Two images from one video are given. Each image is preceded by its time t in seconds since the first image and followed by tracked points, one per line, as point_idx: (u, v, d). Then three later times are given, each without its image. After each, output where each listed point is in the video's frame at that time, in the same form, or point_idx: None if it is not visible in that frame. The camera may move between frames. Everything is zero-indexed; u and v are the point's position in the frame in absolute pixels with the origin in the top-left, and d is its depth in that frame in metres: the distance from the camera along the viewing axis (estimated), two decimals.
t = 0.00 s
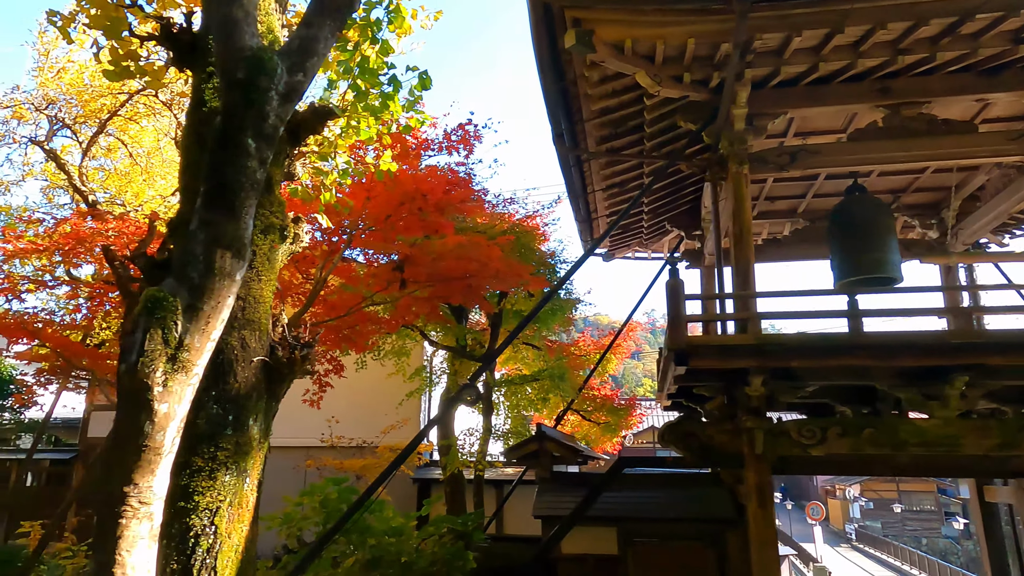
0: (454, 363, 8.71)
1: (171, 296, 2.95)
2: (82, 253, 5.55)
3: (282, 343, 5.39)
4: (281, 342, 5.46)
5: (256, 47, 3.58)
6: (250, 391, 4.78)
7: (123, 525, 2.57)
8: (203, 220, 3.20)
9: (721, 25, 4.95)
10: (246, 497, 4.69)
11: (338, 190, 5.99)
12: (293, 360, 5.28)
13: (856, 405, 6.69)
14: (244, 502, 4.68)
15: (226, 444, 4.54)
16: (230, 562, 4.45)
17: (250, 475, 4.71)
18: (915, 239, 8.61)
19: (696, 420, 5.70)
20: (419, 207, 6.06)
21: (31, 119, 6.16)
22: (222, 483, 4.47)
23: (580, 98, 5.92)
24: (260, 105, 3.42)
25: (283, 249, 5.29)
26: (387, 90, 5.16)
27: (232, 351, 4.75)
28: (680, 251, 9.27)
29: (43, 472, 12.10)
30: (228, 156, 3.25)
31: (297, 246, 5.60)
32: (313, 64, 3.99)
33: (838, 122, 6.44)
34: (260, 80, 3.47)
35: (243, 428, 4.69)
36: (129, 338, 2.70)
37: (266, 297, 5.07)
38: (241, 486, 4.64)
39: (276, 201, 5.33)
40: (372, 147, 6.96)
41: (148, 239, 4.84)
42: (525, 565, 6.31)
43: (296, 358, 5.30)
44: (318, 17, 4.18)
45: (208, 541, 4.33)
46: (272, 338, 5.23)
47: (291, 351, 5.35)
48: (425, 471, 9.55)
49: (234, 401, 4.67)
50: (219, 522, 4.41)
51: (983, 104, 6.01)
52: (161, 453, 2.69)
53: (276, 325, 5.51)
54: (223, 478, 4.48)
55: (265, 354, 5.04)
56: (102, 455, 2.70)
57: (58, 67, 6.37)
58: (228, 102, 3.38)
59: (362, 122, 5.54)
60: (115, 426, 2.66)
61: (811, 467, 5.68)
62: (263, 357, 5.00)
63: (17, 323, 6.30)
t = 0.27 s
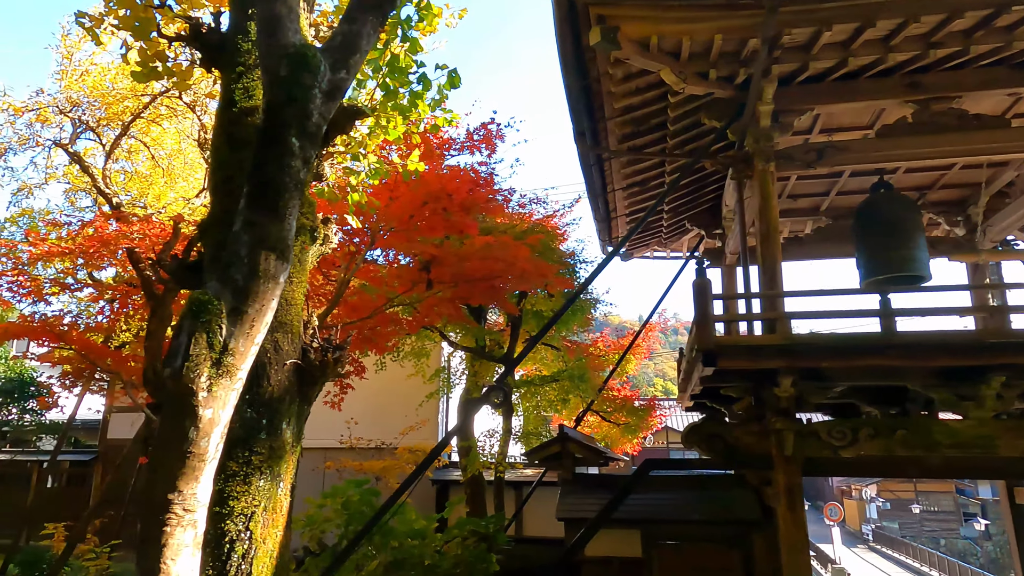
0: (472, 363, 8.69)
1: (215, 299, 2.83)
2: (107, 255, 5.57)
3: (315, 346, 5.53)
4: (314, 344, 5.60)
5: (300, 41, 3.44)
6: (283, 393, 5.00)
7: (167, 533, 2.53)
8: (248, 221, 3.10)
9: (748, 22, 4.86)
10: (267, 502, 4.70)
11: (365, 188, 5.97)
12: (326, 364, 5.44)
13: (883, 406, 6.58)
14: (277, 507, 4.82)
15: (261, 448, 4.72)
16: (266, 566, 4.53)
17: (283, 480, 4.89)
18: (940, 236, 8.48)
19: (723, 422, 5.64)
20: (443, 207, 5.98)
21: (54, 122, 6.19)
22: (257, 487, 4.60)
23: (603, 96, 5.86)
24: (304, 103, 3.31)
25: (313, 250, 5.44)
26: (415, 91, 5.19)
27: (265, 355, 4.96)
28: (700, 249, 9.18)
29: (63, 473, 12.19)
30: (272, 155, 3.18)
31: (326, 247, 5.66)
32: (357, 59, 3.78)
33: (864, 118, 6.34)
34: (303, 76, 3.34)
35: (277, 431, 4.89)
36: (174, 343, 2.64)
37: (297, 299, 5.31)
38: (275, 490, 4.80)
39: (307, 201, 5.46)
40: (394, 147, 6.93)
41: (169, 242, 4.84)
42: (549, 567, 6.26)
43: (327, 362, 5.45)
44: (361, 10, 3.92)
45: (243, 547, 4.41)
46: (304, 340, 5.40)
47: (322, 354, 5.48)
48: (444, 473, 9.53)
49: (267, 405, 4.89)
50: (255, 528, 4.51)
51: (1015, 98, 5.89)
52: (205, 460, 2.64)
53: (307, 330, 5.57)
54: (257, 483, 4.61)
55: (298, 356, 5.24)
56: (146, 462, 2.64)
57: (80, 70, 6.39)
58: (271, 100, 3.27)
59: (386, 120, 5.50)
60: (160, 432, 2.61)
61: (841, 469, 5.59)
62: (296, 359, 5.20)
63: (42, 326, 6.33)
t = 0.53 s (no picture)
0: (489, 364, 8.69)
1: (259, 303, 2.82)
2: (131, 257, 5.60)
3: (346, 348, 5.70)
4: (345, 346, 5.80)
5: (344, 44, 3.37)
6: (314, 396, 5.17)
7: (211, 539, 2.58)
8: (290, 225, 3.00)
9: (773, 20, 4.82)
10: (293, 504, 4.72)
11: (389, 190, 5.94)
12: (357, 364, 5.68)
13: (907, 407, 6.50)
14: (309, 511, 4.95)
15: (293, 451, 4.88)
16: (299, 570, 4.62)
17: (315, 484, 5.04)
18: (962, 235, 8.38)
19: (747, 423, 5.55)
20: (465, 207, 6.19)
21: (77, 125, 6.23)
22: (290, 490, 4.75)
23: (624, 96, 5.83)
24: (348, 105, 3.23)
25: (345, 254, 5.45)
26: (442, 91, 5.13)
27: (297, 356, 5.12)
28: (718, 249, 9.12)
29: (81, 473, 12.27)
30: (315, 159, 3.09)
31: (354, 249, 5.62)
32: (399, 62, 3.70)
33: (887, 115, 6.27)
34: (348, 79, 3.27)
35: (309, 434, 5.08)
36: (220, 347, 2.67)
37: (328, 302, 5.48)
38: (307, 494, 4.93)
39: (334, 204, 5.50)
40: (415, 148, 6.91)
41: (194, 244, 4.85)
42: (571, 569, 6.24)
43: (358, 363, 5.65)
44: (403, 11, 3.84)
45: (277, 550, 4.51)
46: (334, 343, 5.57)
47: (352, 356, 5.68)
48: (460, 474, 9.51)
49: (300, 408, 5.06)
50: (288, 532, 4.62)
51: None
52: (250, 464, 2.68)
53: (337, 332, 5.75)
54: (291, 486, 4.76)
55: (328, 358, 5.40)
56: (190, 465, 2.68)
57: (101, 74, 6.42)
58: (314, 102, 3.19)
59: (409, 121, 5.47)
60: (203, 436, 2.63)
61: (866, 471, 5.53)
62: (326, 362, 5.35)
63: (66, 329, 6.37)
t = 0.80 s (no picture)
0: (506, 364, 8.71)
1: (312, 305, 2.77)
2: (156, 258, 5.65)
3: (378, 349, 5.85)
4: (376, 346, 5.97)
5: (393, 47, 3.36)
6: (348, 397, 5.27)
7: (266, 539, 2.58)
8: (341, 225, 2.96)
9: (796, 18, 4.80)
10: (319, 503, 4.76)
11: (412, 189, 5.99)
12: (383, 367, 5.77)
13: (928, 406, 6.47)
14: (347, 510, 5.03)
15: (330, 451, 5.00)
16: (337, 570, 4.74)
17: (350, 484, 5.11)
18: (981, 233, 8.32)
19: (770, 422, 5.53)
20: (487, 209, 6.39)
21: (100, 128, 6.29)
22: (327, 490, 4.85)
23: (644, 95, 5.84)
24: (397, 107, 3.21)
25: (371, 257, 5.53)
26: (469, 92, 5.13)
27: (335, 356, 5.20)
28: (734, 248, 9.10)
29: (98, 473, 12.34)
30: (366, 160, 3.08)
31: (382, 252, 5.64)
32: (445, 65, 3.66)
33: (908, 113, 6.24)
34: (397, 82, 3.27)
35: (345, 435, 5.17)
36: (274, 349, 2.64)
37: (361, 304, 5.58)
38: (344, 494, 5.01)
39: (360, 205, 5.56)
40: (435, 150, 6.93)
41: (219, 246, 4.88)
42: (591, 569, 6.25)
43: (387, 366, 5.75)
44: (450, 13, 3.77)
45: (315, 550, 4.64)
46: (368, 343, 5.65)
47: (385, 356, 5.80)
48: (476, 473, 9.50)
49: (336, 408, 5.16)
50: (326, 531, 4.72)
51: None
52: (302, 465, 2.66)
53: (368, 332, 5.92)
54: (328, 486, 4.85)
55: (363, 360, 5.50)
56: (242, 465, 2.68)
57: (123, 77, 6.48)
58: (364, 106, 3.21)
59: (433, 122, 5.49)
60: (257, 437, 2.63)
61: (890, 471, 5.52)
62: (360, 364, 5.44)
63: (93, 331, 6.42)
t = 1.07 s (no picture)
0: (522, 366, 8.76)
1: (371, 312, 2.82)
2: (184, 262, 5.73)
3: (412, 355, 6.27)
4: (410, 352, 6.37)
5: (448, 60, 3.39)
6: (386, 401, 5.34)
7: (325, 541, 2.60)
8: (396, 235, 3.06)
9: (819, 21, 4.81)
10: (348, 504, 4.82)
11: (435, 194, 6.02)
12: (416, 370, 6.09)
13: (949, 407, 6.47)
14: (386, 512, 5.00)
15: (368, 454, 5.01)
16: (378, 571, 4.53)
17: (389, 486, 5.11)
18: (998, 233, 8.30)
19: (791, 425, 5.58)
20: (512, 214, 6.53)
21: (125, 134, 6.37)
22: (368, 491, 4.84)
23: (663, 99, 5.84)
24: (451, 120, 3.24)
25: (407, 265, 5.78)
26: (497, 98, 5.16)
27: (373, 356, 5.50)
28: (750, 249, 9.11)
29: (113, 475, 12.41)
30: (423, 172, 3.15)
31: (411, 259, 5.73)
32: (495, 77, 3.70)
33: (927, 115, 6.25)
34: (452, 95, 3.28)
35: (384, 439, 5.22)
36: (336, 355, 2.71)
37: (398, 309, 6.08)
38: (383, 496, 5.01)
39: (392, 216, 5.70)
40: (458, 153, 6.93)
41: (247, 250, 4.94)
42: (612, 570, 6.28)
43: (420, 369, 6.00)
44: (500, 27, 3.86)
45: (359, 550, 4.46)
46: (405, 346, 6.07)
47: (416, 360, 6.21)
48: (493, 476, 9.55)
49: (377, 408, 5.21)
50: (367, 533, 4.60)
51: None
52: (359, 469, 2.70)
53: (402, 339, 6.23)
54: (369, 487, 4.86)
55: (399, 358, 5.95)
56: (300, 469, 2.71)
57: (146, 84, 6.56)
58: (420, 119, 3.27)
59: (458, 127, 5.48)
60: (317, 441, 2.66)
61: (912, 472, 5.53)
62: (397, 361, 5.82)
63: (120, 335, 6.49)
